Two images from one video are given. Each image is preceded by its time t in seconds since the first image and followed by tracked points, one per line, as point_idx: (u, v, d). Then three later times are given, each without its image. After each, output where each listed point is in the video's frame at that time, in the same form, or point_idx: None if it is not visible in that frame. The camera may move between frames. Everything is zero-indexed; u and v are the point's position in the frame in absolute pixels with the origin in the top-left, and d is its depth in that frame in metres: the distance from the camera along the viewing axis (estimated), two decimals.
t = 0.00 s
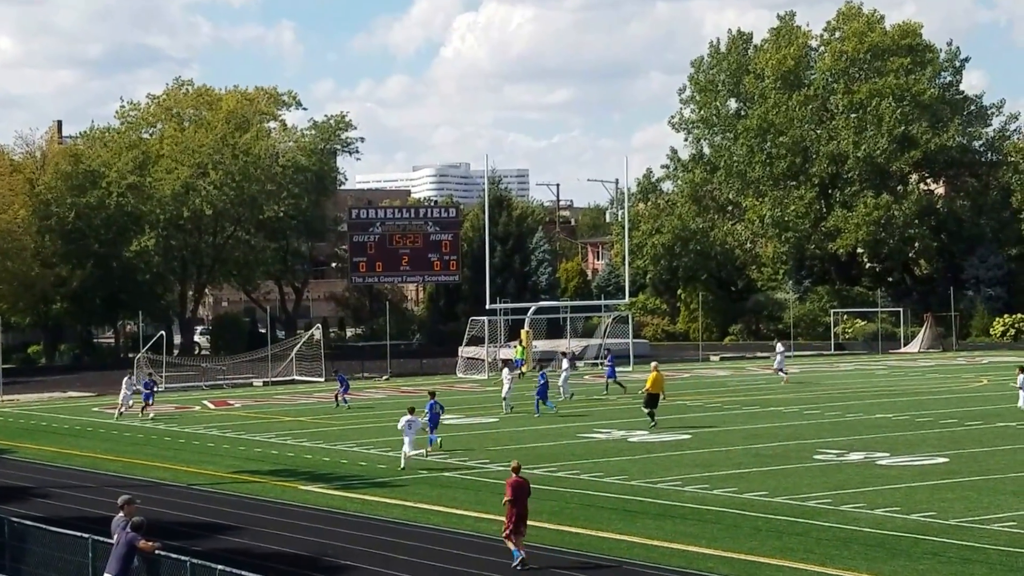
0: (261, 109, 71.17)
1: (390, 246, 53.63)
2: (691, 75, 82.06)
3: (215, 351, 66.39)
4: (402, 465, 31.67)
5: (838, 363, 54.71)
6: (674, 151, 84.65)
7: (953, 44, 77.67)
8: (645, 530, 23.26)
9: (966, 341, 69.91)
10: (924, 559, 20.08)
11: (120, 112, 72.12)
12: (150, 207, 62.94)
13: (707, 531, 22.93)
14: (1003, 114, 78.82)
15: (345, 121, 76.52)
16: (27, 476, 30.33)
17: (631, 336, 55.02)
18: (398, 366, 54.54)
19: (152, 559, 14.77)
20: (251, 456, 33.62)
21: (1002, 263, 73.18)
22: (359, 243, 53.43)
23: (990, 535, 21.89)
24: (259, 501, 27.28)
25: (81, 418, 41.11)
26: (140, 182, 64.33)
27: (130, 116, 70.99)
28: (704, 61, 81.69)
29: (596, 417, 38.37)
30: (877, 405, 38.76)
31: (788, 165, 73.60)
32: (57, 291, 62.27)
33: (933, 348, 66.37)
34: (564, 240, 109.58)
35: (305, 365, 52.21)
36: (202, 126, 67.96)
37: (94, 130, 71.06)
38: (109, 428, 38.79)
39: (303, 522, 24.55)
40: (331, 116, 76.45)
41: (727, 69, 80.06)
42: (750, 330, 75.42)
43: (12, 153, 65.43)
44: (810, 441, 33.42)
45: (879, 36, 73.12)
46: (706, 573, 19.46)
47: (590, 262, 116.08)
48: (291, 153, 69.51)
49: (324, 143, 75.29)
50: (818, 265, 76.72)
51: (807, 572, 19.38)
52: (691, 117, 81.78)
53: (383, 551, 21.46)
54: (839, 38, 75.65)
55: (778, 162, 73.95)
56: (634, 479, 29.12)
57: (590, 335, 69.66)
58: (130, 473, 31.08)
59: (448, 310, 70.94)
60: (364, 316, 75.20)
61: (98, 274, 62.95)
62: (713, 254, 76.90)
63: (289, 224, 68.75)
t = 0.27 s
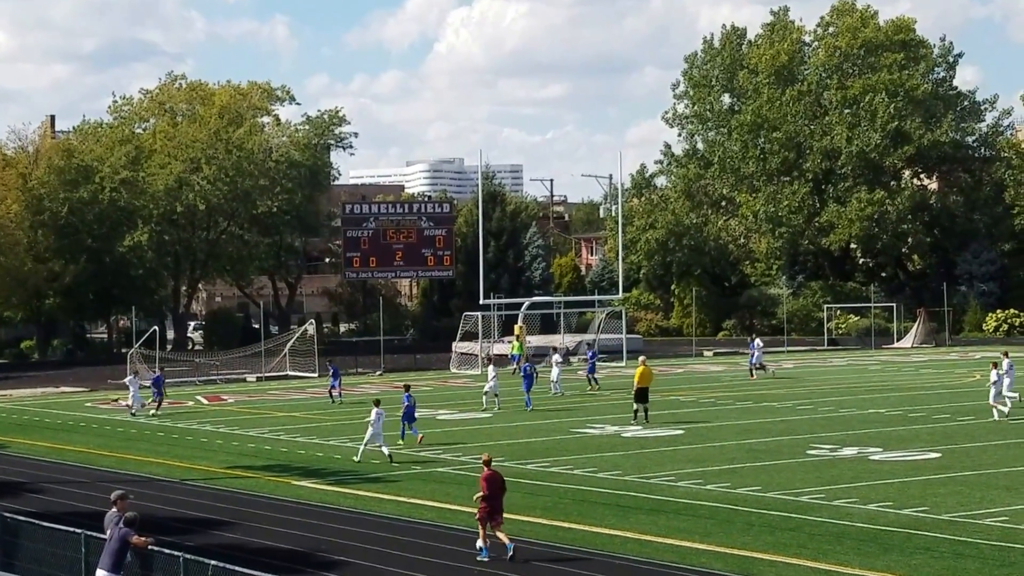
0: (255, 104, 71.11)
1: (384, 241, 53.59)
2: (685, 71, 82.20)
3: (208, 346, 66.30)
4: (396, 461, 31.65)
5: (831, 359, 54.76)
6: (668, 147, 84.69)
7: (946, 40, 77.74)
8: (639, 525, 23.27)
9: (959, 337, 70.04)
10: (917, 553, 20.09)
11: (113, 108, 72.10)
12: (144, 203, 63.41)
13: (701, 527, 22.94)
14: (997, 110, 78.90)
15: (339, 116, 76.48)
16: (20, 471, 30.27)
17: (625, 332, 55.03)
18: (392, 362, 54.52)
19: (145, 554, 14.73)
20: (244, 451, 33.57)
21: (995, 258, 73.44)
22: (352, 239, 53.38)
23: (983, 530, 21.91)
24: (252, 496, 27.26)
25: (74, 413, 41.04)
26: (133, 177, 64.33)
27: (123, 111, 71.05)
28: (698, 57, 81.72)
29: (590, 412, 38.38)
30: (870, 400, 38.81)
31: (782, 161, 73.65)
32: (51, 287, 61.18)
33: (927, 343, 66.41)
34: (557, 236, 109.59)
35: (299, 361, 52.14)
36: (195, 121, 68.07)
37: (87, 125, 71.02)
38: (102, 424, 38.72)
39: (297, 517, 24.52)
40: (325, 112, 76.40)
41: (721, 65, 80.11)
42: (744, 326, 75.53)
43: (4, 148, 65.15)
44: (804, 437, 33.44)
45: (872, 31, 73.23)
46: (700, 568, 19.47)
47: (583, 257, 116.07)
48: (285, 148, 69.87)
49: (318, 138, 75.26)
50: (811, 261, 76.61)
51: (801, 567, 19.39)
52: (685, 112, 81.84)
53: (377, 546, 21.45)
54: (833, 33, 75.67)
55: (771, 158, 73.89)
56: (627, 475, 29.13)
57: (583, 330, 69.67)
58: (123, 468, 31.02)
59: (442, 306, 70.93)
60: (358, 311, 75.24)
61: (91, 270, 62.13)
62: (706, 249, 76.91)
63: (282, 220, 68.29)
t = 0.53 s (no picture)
0: (246, 99, 70.92)
1: (376, 236, 53.54)
2: (676, 66, 82.16)
3: (199, 341, 66.25)
4: (387, 456, 31.64)
5: (822, 354, 54.84)
6: (659, 142, 84.70)
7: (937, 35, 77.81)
8: (629, 520, 23.29)
9: (949, 332, 70.30)
10: (906, 549, 20.12)
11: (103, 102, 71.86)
12: (134, 198, 63.37)
13: (692, 522, 22.95)
14: (987, 106, 78.97)
15: (330, 111, 76.34)
16: (10, 467, 30.20)
17: (616, 327, 55.04)
18: (384, 357, 54.50)
19: (135, 551, 14.69)
20: (235, 447, 33.54)
21: (986, 254, 73.58)
22: (344, 234, 53.33)
23: (972, 525, 21.97)
24: (242, 492, 27.22)
25: (65, 409, 40.94)
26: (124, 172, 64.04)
27: (113, 105, 70.76)
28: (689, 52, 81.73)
29: (581, 407, 38.40)
30: (861, 396, 38.85)
31: (772, 157, 73.69)
32: (41, 282, 60.96)
33: (918, 338, 66.23)
34: (549, 231, 109.61)
35: (289, 356, 52.03)
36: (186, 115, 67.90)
37: (76, 120, 70.75)
38: (92, 419, 38.64)
39: (288, 513, 24.52)
40: (316, 106, 76.25)
41: (712, 60, 80.12)
42: (734, 322, 75.96)
43: None
44: (795, 432, 33.47)
45: (863, 27, 73.32)
46: (690, 563, 19.48)
47: (575, 252, 116.07)
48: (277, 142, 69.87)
49: (309, 133, 75.19)
50: (802, 256, 76.43)
51: (791, 562, 19.42)
52: (676, 107, 81.89)
53: (368, 542, 21.45)
54: (824, 29, 75.68)
55: (763, 154, 73.85)
56: (619, 470, 29.14)
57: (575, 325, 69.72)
58: (114, 464, 30.96)
59: (433, 301, 70.95)
60: (350, 306, 75.43)
61: (82, 264, 62.10)
62: (697, 245, 77.15)
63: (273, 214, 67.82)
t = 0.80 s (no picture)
0: (235, 94, 70.84)
1: (366, 231, 53.51)
2: (666, 62, 82.19)
3: (188, 336, 66.16)
4: (377, 452, 31.65)
5: (812, 350, 54.91)
6: (649, 138, 84.74)
7: (927, 31, 77.94)
8: (619, 516, 23.31)
9: (939, 328, 70.49)
10: (895, 544, 20.17)
11: (91, 97, 71.68)
12: (123, 193, 62.89)
13: (681, 517, 22.98)
14: (977, 102, 79.09)
15: (320, 106, 76.25)
16: None
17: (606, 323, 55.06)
18: (374, 353, 54.47)
19: (123, 545, 14.66)
20: (225, 442, 33.52)
21: (975, 250, 74.13)
22: (334, 229, 53.29)
23: (960, 520, 22.02)
24: (232, 487, 27.19)
25: (54, 404, 40.88)
26: (113, 167, 63.74)
27: (101, 100, 70.56)
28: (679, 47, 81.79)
29: (571, 403, 38.43)
30: (850, 391, 38.91)
31: (762, 152, 73.78)
32: (31, 277, 60.93)
33: (907, 334, 66.35)
34: (539, 227, 109.58)
35: (280, 352, 51.96)
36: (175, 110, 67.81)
37: (65, 115, 70.52)
38: (82, 414, 38.60)
39: (277, 508, 24.50)
40: (306, 102, 76.17)
41: (702, 56, 80.24)
42: (725, 317, 74.88)
43: None
44: (785, 427, 33.52)
45: (853, 22, 73.30)
46: (680, 558, 19.51)
47: (565, 248, 116.13)
48: (266, 137, 69.86)
49: (299, 128, 75.10)
50: (792, 252, 76.90)
51: (780, 557, 19.45)
52: (666, 103, 81.93)
53: (358, 537, 21.45)
54: (813, 25, 75.75)
55: (753, 148, 74.18)
56: (608, 465, 29.16)
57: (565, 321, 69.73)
58: (104, 459, 30.93)
59: (423, 296, 70.91)
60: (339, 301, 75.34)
61: (70, 260, 62.02)
62: (688, 241, 77.15)
63: (262, 208, 68.75)
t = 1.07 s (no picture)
0: (224, 89, 70.73)
1: (356, 227, 53.42)
2: (656, 57, 82.16)
3: (178, 331, 66.00)
4: (367, 447, 31.63)
5: (801, 345, 54.99)
6: (640, 133, 84.78)
7: (917, 27, 78.06)
8: (608, 511, 23.33)
9: (928, 324, 70.61)
10: (884, 539, 20.22)
11: (79, 91, 71.34)
12: (113, 188, 62.61)
13: (671, 513, 23.01)
14: (966, 98, 79.23)
15: (310, 101, 76.16)
16: None
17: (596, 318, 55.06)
18: (364, 348, 54.41)
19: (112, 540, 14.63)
20: (215, 438, 33.47)
21: (964, 246, 74.36)
22: (324, 225, 53.21)
23: (949, 515, 22.08)
24: (222, 483, 27.15)
25: (43, 400, 40.77)
26: (102, 162, 63.25)
27: (89, 95, 70.20)
28: (669, 43, 81.79)
29: (561, 398, 38.44)
30: (840, 387, 38.98)
31: (752, 148, 73.72)
32: (19, 274, 59.84)
33: (896, 329, 66.50)
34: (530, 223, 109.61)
35: (269, 347, 51.87)
36: (163, 105, 67.64)
37: (52, 109, 70.15)
38: (71, 410, 38.51)
39: (267, 504, 24.47)
40: (296, 97, 76.07)
41: (692, 51, 80.36)
42: (715, 313, 75.27)
43: None
44: (775, 423, 33.57)
45: (843, 18, 73.40)
46: (669, 554, 19.53)
47: (555, 244, 116.12)
48: (255, 132, 69.84)
49: (288, 123, 74.99)
50: (781, 248, 77.14)
51: (770, 553, 19.48)
52: (656, 98, 81.92)
53: (348, 533, 21.43)
54: (803, 21, 75.85)
55: (742, 144, 74.02)
56: (599, 461, 29.17)
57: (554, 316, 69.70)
58: (93, 455, 30.86)
59: (413, 291, 70.89)
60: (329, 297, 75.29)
61: (59, 256, 61.35)
62: (678, 236, 77.01)
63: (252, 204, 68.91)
